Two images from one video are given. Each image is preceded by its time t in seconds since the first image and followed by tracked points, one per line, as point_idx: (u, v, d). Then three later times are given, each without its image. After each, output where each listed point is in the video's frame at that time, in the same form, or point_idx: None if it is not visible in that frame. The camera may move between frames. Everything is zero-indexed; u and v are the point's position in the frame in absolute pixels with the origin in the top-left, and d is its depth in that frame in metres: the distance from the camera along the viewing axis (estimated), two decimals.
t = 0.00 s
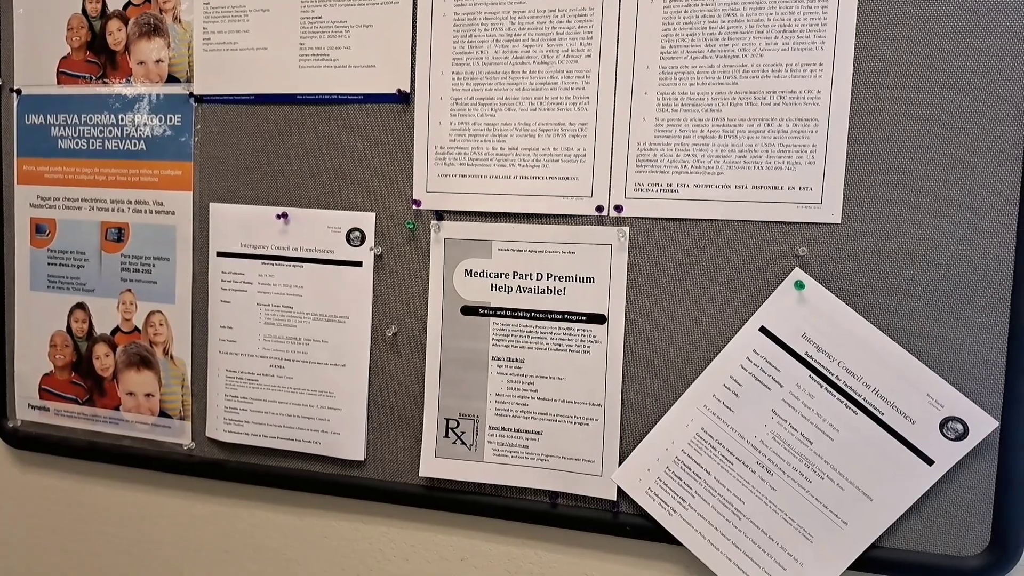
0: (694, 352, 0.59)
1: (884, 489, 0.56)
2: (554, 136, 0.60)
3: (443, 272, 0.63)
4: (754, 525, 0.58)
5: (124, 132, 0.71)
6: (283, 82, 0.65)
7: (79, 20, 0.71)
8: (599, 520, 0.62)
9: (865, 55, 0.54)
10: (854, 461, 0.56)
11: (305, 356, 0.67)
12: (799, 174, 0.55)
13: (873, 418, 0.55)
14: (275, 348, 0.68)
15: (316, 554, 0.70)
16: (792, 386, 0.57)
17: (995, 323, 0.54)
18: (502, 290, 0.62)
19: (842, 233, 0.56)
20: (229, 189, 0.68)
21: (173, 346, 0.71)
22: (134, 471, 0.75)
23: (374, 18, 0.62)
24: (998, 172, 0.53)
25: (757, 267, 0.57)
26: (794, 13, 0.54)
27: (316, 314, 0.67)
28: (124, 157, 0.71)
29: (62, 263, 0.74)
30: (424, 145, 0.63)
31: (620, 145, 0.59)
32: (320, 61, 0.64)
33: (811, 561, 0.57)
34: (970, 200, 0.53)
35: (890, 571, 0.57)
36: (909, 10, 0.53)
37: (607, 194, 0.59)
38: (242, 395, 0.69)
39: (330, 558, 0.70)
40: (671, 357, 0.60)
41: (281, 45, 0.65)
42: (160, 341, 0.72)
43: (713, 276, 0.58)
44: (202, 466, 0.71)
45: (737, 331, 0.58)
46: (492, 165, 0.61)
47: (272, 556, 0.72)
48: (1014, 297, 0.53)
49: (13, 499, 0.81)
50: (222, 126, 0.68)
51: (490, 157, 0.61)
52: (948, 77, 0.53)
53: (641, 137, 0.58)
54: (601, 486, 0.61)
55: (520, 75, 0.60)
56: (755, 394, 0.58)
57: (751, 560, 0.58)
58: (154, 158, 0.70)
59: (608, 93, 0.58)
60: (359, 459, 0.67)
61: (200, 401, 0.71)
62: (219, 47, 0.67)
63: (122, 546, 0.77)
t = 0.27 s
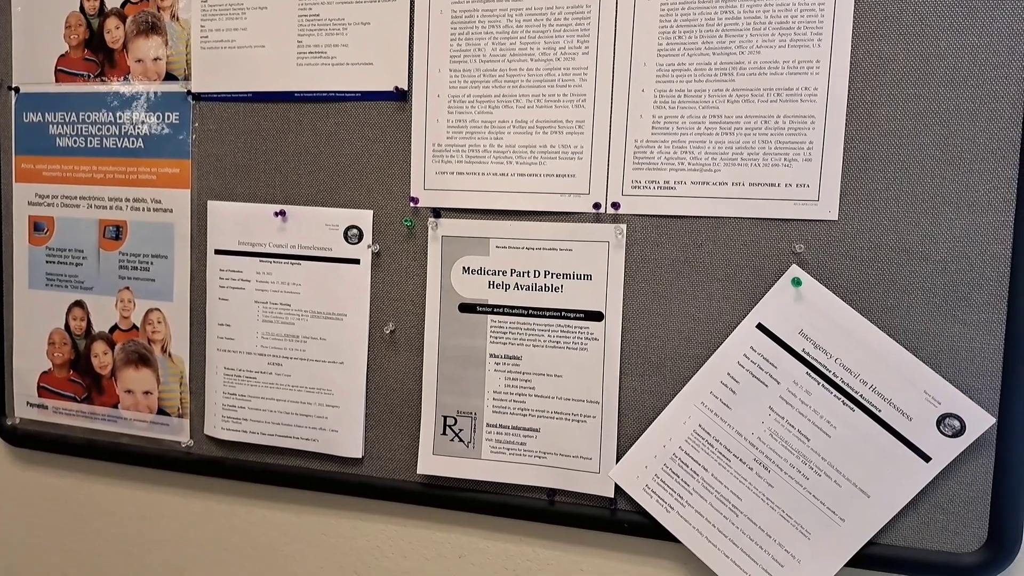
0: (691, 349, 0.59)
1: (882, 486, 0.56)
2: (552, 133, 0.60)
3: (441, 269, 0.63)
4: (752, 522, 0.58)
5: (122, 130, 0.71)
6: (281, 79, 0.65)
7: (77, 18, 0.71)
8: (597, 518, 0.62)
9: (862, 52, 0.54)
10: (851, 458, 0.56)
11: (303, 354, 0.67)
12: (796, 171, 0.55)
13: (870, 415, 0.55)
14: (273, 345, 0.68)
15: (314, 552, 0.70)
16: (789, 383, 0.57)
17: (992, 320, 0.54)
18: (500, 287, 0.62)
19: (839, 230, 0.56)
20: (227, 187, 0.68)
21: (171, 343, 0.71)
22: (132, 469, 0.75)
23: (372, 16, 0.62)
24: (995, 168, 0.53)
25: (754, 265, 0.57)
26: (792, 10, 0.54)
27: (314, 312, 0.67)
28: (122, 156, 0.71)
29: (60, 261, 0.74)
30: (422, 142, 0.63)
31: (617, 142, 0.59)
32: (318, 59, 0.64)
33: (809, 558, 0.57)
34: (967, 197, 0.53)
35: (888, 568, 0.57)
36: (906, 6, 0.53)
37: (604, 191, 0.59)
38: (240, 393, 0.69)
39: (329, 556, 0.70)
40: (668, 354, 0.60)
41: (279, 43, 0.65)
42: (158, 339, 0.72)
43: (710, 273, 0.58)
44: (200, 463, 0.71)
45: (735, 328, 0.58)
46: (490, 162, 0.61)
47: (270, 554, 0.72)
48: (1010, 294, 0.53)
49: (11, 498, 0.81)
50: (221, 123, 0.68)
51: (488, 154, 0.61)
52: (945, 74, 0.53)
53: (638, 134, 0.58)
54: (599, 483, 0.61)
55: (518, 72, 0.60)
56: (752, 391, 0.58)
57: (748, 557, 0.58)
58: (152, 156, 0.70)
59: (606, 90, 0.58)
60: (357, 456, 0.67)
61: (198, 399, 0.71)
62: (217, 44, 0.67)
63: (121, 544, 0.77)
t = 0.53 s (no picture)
0: (693, 348, 0.59)
1: (884, 485, 0.56)
2: (554, 131, 0.60)
3: (443, 268, 0.63)
4: (754, 521, 0.58)
5: (124, 128, 0.71)
6: (283, 78, 0.65)
7: (78, 17, 0.70)
8: (599, 516, 0.62)
9: (865, 51, 0.54)
10: (853, 457, 0.56)
11: (305, 352, 0.67)
12: (799, 170, 0.55)
13: (873, 414, 0.55)
14: (275, 344, 0.68)
15: (316, 550, 0.71)
16: (791, 382, 0.57)
17: (995, 318, 0.54)
18: (502, 286, 0.62)
19: (841, 229, 0.56)
20: (229, 186, 0.68)
21: (173, 342, 0.71)
22: (134, 468, 0.75)
23: (374, 14, 0.62)
24: (997, 167, 0.53)
25: (756, 263, 0.57)
26: (795, 8, 0.54)
27: (316, 310, 0.67)
28: (124, 154, 0.71)
29: (62, 260, 0.74)
30: (424, 141, 0.63)
31: (620, 141, 0.58)
32: (319, 57, 0.64)
33: (811, 557, 0.57)
34: (970, 196, 0.53)
35: (890, 567, 0.57)
36: (909, 5, 0.53)
37: (606, 189, 0.59)
38: (242, 392, 0.70)
39: (331, 554, 0.70)
40: (670, 352, 0.60)
41: (281, 41, 0.65)
42: (160, 338, 0.72)
43: (713, 272, 0.58)
44: (203, 462, 0.71)
45: (737, 327, 0.58)
46: (492, 161, 0.61)
47: (272, 553, 0.72)
48: (1013, 292, 0.53)
49: (13, 496, 0.81)
50: (222, 122, 0.68)
51: (490, 153, 0.61)
52: (947, 72, 0.53)
53: (641, 132, 0.58)
54: (601, 482, 0.61)
55: (520, 71, 0.60)
56: (755, 390, 0.58)
57: (750, 556, 0.59)
58: (154, 155, 0.70)
59: (608, 88, 0.58)
60: (360, 455, 0.67)
61: (200, 397, 0.71)
62: (219, 43, 0.67)
63: (123, 543, 0.77)
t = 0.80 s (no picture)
0: (695, 349, 0.60)
1: (884, 486, 0.56)
2: (557, 134, 0.60)
3: (446, 269, 0.64)
4: (755, 521, 0.59)
5: (128, 130, 0.71)
6: (287, 80, 0.66)
7: (82, 18, 0.71)
8: (601, 517, 0.62)
9: (866, 54, 0.54)
10: (854, 458, 0.56)
11: (308, 353, 0.68)
12: (800, 173, 0.56)
13: (873, 415, 0.56)
14: (278, 345, 0.69)
15: (318, 550, 0.71)
16: (792, 383, 0.57)
17: (995, 320, 0.54)
18: (505, 288, 0.62)
19: (842, 231, 0.56)
20: (233, 187, 0.68)
21: (177, 343, 0.72)
22: (137, 468, 0.76)
23: (377, 16, 0.63)
24: (997, 170, 0.53)
25: (758, 265, 0.58)
26: (797, 12, 0.55)
27: (319, 312, 0.67)
28: (128, 156, 0.71)
29: (66, 261, 0.74)
30: (427, 143, 0.63)
31: (622, 143, 0.59)
32: (322, 60, 0.64)
33: (812, 558, 0.58)
34: (970, 199, 0.54)
35: (890, 567, 0.57)
36: (910, 9, 0.53)
37: (609, 192, 0.60)
38: (246, 392, 0.70)
39: (334, 554, 0.70)
40: (672, 354, 0.60)
41: (284, 44, 0.65)
42: (164, 338, 0.72)
43: (714, 274, 0.58)
44: (206, 462, 0.72)
45: (738, 329, 0.58)
46: (495, 163, 0.61)
47: (275, 553, 0.72)
48: (1013, 295, 0.54)
49: (16, 496, 0.81)
50: (226, 123, 0.68)
51: (493, 155, 0.61)
52: (948, 76, 0.53)
53: (643, 135, 0.58)
54: (603, 483, 0.62)
55: (523, 73, 0.60)
56: (756, 391, 0.58)
57: (752, 557, 0.59)
58: (157, 156, 0.70)
59: (610, 91, 0.59)
60: (363, 455, 0.67)
61: (203, 398, 0.72)
62: (223, 45, 0.67)
63: (126, 542, 0.77)
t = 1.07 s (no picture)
0: (697, 350, 0.60)
1: (886, 487, 0.56)
2: (558, 135, 0.60)
3: (447, 270, 0.64)
4: (757, 522, 0.59)
5: (129, 131, 0.71)
6: (288, 81, 0.65)
7: (83, 19, 0.71)
8: (602, 518, 0.62)
9: (868, 56, 0.54)
10: (856, 458, 0.57)
11: (310, 355, 0.68)
12: (802, 174, 0.56)
13: (875, 416, 0.56)
14: (280, 346, 0.69)
15: (320, 551, 0.71)
16: (794, 384, 0.57)
17: (996, 321, 0.54)
18: (506, 289, 0.62)
19: (844, 232, 0.56)
20: (234, 189, 0.68)
21: (178, 344, 0.72)
22: (139, 469, 0.76)
23: (378, 17, 0.63)
24: (999, 172, 0.53)
25: (760, 267, 0.58)
26: (798, 13, 0.55)
27: (321, 313, 0.67)
28: (129, 157, 0.71)
29: (67, 262, 0.74)
30: (428, 144, 0.63)
31: (624, 144, 0.59)
32: (324, 61, 0.64)
33: (813, 558, 0.58)
34: (971, 200, 0.54)
35: (891, 567, 0.57)
36: (911, 10, 0.53)
37: (610, 193, 0.60)
38: (247, 393, 0.70)
39: (335, 555, 0.70)
40: (674, 355, 0.60)
41: (285, 45, 0.65)
42: (165, 339, 0.72)
43: (716, 275, 0.59)
44: (207, 463, 0.72)
45: (740, 330, 0.59)
46: (496, 164, 0.61)
47: (276, 553, 0.72)
48: (1014, 296, 0.54)
49: (17, 496, 0.81)
50: (227, 125, 0.68)
51: (495, 156, 0.61)
52: (950, 77, 0.53)
53: (645, 136, 0.58)
54: (605, 483, 0.62)
55: (524, 74, 0.60)
56: (758, 392, 0.58)
57: (753, 557, 0.59)
58: (158, 157, 0.70)
59: (612, 92, 0.59)
60: (364, 456, 0.67)
61: (205, 399, 0.72)
62: (224, 46, 0.67)
63: (127, 543, 0.77)
